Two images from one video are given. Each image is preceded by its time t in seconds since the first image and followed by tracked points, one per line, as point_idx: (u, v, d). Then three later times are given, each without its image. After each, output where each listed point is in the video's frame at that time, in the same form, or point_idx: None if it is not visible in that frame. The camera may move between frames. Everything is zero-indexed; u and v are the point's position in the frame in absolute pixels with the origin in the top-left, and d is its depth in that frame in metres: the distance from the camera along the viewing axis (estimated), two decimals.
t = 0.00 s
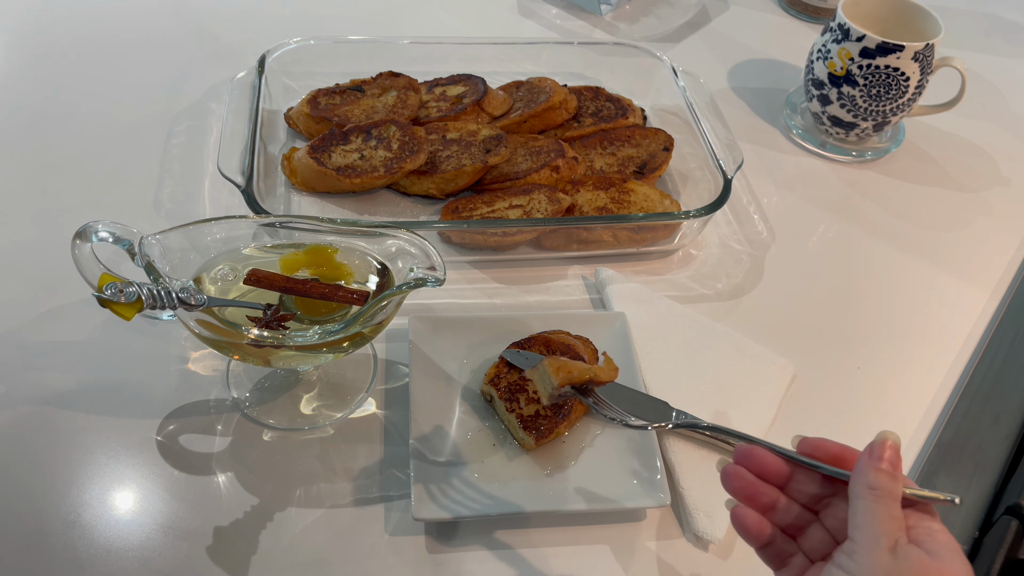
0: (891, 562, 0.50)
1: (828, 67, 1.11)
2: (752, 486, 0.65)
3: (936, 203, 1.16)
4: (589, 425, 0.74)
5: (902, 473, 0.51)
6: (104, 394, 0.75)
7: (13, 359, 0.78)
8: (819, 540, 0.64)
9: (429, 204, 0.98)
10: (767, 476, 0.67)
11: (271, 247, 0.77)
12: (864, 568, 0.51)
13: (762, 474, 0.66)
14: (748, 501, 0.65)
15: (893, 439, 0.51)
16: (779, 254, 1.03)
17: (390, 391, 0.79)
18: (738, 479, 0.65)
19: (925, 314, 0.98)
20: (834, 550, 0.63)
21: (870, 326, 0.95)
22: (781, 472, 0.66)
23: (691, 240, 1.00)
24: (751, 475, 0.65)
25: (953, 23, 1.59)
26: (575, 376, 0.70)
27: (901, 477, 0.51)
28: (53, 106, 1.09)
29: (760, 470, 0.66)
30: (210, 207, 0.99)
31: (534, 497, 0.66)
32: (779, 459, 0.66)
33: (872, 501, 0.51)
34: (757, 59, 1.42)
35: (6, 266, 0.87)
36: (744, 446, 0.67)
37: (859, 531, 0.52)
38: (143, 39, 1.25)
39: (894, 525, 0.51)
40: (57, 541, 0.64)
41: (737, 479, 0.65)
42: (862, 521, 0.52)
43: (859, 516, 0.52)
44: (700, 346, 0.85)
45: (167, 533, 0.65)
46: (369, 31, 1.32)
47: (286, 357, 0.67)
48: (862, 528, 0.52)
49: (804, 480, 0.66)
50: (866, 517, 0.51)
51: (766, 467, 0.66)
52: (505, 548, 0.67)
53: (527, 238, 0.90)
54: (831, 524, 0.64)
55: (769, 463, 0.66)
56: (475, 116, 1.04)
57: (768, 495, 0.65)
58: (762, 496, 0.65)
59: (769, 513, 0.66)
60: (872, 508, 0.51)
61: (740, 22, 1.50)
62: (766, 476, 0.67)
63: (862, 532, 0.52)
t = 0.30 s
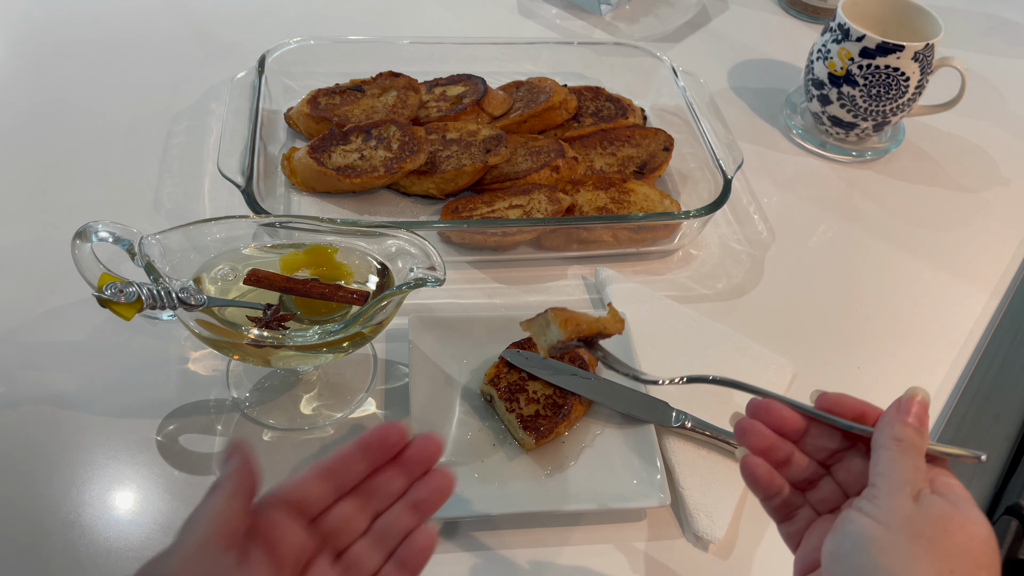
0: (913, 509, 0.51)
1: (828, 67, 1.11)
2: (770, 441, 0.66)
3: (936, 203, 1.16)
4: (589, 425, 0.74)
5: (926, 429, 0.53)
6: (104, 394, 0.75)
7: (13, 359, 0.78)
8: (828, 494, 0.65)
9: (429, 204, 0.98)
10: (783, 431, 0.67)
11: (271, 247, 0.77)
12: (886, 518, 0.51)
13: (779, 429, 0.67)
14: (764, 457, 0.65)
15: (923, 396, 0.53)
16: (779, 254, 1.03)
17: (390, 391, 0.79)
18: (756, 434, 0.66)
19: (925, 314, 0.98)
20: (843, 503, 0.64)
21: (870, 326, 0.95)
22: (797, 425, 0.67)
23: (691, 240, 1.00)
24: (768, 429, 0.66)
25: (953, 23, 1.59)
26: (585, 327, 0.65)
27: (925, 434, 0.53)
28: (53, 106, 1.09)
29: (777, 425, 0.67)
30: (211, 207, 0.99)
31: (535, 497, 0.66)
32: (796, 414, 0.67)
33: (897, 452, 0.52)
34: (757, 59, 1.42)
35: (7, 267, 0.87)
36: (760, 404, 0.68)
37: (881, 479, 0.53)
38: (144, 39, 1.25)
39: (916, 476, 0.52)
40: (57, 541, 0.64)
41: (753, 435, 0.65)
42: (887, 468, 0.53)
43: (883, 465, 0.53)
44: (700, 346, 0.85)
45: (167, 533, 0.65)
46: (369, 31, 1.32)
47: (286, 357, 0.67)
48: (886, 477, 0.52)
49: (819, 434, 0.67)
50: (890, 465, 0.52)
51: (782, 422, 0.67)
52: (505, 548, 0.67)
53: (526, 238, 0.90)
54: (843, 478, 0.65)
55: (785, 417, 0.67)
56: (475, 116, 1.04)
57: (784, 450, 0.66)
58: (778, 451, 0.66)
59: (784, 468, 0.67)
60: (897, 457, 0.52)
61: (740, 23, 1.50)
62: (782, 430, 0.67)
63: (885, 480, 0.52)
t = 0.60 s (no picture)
0: (922, 470, 0.54)
1: (828, 67, 1.11)
2: (781, 426, 0.69)
3: (936, 203, 1.16)
4: (589, 425, 0.74)
5: (931, 418, 0.58)
6: (104, 394, 0.75)
7: (12, 359, 0.78)
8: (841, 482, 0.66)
9: (429, 204, 0.98)
10: (797, 420, 0.70)
11: (271, 247, 0.77)
12: (896, 480, 0.54)
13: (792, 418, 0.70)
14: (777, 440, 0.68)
15: (925, 385, 0.59)
16: (779, 254, 1.03)
17: (390, 391, 0.79)
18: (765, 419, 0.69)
19: (925, 314, 0.98)
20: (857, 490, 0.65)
21: (871, 326, 0.95)
22: (810, 415, 0.70)
23: (691, 240, 1.00)
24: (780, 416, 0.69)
25: (953, 23, 1.59)
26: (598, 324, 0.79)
27: (929, 420, 0.58)
28: (53, 107, 1.09)
29: (789, 414, 0.70)
30: (210, 207, 0.99)
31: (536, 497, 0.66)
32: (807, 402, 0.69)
33: (903, 430, 0.57)
34: (757, 59, 1.42)
35: (6, 267, 0.87)
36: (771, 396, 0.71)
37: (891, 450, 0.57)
38: (143, 39, 1.25)
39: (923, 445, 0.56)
40: (56, 541, 0.64)
41: (766, 419, 0.69)
42: (895, 441, 0.57)
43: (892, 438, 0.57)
44: (699, 346, 0.85)
45: (167, 533, 0.65)
46: (369, 32, 1.32)
47: (286, 357, 0.67)
48: (894, 447, 0.56)
49: (832, 424, 0.69)
50: (897, 438, 0.57)
51: (795, 412, 0.70)
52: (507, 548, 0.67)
53: (526, 238, 0.90)
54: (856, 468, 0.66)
55: (798, 406, 0.70)
56: (475, 116, 1.04)
57: (796, 437, 0.69)
58: (790, 437, 0.69)
59: (797, 455, 0.69)
60: (902, 430, 0.57)
61: (740, 23, 1.50)
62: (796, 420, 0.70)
63: (894, 450, 0.56)
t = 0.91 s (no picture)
0: (950, 475, 0.53)
1: (828, 67, 1.11)
2: (779, 414, 0.68)
3: (937, 203, 1.16)
4: (589, 424, 0.74)
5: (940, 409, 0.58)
6: (103, 394, 0.75)
7: (12, 359, 0.78)
8: (834, 473, 0.67)
9: (429, 204, 0.98)
10: (794, 406, 0.70)
11: (271, 247, 0.77)
12: (922, 486, 0.53)
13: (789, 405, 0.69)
14: (774, 429, 0.67)
15: (934, 374, 0.58)
16: (780, 254, 1.03)
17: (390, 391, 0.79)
18: (764, 405, 0.68)
19: (925, 314, 0.98)
20: (851, 482, 0.66)
21: (870, 326, 0.95)
22: (807, 401, 0.69)
23: (691, 240, 1.00)
24: (778, 404, 0.68)
25: (953, 23, 1.59)
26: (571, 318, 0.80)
27: (939, 411, 0.58)
28: (54, 107, 1.09)
29: (786, 399, 0.69)
30: (210, 207, 0.99)
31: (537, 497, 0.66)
32: (808, 388, 0.69)
33: (919, 425, 0.56)
34: (757, 59, 1.42)
35: (6, 266, 0.87)
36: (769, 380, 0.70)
37: (909, 449, 0.55)
38: (143, 39, 1.25)
39: (944, 446, 0.55)
40: (56, 541, 0.64)
41: (763, 406, 0.68)
42: (914, 441, 0.55)
43: (909, 437, 0.56)
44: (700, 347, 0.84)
45: (167, 533, 0.65)
46: (369, 31, 1.32)
47: (286, 357, 0.67)
48: (914, 448, 0.55)
49: (830, 412, 0.69)
50: (916, 438, 0.55)
51: (793, 396, 0.69)
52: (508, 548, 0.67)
53: (526, 238, 0.90)
54: (850, 458, 0.67)
55: (796, 393, 0.69)
56: (475, 116, 1.04)
57: (792, 425, 0.69)
58: (786, 425, 0.68)
59: (793, 444, 0.69)
60: (920, 429, 0.56)
61: (740, 22, 1.50)
62: (792, 404, 0.70)
63: (914, 451, 0.55)
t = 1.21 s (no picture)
0: None
1: (828, 67, 1.10)
2: (812, 560, 0.48)
3: (937, 203, 1.16)
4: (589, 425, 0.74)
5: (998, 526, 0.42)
6: (103, 394, 0.75)
7: (12, 359, 0.78)
8: None
9: (429, 204, 0.98)
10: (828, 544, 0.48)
11: (271, 247, 0.77)
12: None
13: (824, 542, 0.48)
14: None
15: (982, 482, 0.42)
16: (780, 254, 1.03)
17: (390, 391, 0.79)
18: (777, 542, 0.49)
19: (925, 314, 0.98)
20: None
21: (870, 326, 0.95)
22: (842, 535, 0.48)
23: (691, 240, 0.99)
24: (806, 542, 0.48)
25: (953, 23, 1.59)
26: (573, 427, 0.52)
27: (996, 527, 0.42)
28: (53, 107, 1.09)
29: (819, 539, 0.48)
30: (210, 207, 0.99)
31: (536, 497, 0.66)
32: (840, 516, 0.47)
33: (983, 564, 0.40)
34: (757, 59, 1.42)
35: (6, 266, 0.87)
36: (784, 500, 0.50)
37: None
38: (143, 39, 1.25)
39: None
40: (56, 541, 0.64)
41: (792, 552, 0.48)
42: None
43: None
44: (700, 347, 0.84)
45: (167, 533, 0.65)
46: (368, 31, 1.32)
47: (286, 357, 0.67)
48: None
49: (864, 538, 0.48)
50: None
51: (826, 531, 0.48)
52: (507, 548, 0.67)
53: (526, 238, 0.90)
54: None
55: (826, 523, 0.48)
56: (475, 116, 1.04)
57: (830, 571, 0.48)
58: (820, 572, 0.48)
59: None
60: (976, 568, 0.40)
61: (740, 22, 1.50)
62: (829, 544, 0.48)
63: None
